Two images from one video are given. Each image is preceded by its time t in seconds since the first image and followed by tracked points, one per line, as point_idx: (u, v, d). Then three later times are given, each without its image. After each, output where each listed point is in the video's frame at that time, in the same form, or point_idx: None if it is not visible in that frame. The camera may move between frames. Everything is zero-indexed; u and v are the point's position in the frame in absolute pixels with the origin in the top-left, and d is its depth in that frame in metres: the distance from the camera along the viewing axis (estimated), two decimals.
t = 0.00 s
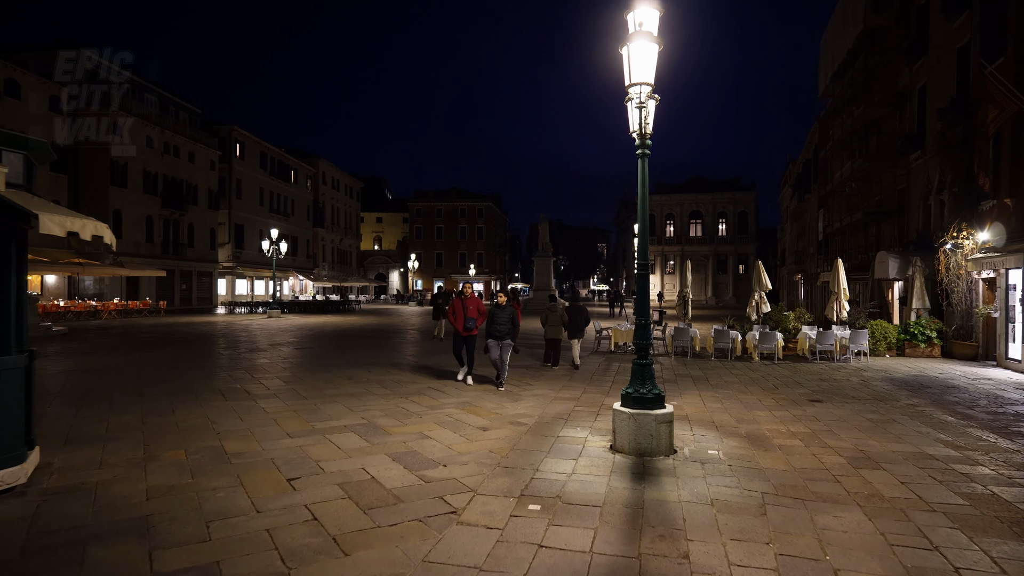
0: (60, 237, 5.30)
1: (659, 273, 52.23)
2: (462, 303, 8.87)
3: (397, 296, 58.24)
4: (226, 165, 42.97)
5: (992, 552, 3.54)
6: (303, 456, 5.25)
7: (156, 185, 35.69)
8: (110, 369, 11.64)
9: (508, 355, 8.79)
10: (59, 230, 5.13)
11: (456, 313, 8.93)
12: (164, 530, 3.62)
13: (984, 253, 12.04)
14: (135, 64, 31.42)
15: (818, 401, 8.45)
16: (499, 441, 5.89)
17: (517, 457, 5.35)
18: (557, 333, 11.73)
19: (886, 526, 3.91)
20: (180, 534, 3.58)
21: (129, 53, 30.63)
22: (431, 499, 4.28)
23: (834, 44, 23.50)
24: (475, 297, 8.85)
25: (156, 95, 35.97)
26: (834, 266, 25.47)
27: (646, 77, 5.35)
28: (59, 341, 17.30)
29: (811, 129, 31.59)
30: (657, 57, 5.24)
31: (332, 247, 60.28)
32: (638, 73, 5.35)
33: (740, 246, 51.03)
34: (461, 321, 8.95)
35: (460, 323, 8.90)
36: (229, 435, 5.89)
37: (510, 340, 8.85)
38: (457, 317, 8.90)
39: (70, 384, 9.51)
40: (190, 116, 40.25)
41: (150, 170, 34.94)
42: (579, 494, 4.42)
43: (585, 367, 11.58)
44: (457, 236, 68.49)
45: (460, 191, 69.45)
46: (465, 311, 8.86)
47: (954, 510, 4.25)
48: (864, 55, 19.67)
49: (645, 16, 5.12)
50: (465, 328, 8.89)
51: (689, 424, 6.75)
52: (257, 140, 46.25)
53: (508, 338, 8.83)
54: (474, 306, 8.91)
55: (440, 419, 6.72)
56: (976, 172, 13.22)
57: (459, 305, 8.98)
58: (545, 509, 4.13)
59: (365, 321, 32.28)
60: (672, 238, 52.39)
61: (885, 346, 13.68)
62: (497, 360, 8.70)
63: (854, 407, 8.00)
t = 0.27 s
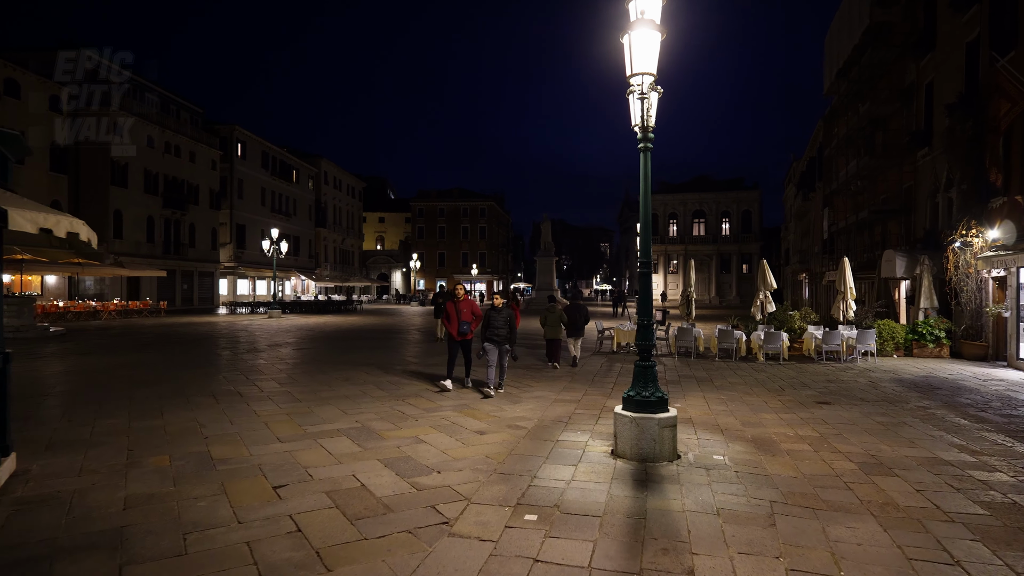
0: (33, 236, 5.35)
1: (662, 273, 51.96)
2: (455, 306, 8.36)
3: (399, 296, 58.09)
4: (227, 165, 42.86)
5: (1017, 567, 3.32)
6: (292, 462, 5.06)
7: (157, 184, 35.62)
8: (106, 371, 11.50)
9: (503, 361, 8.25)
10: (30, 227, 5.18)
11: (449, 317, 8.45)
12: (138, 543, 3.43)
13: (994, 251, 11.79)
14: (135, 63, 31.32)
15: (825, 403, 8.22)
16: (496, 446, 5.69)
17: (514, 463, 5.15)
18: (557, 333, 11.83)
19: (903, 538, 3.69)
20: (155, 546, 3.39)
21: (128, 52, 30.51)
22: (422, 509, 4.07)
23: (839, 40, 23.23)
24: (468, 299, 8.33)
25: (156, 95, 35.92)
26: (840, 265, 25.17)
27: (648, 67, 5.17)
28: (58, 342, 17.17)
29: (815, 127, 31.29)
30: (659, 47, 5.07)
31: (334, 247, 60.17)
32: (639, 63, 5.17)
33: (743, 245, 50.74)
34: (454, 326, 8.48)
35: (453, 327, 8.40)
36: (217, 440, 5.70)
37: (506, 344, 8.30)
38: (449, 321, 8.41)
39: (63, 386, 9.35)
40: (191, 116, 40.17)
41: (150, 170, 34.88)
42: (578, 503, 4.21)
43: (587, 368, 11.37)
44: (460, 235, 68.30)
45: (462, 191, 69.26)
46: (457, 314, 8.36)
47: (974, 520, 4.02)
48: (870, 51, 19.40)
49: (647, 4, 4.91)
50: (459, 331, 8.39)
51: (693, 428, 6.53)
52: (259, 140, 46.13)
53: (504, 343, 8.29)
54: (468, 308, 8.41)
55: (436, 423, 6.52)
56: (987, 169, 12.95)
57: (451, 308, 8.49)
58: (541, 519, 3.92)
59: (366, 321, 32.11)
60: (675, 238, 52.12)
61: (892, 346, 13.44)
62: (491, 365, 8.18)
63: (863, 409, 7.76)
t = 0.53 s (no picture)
0: None
1: (666, 273, 51.68)
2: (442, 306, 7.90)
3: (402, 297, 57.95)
4: (229, 165, 42.77)
5: None
6: (278, 468, 4.85)
7: (158, 185, 35.56)
8: (102, 372, 11.35)
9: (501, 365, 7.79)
10: None
11: (436, 317, 8.03)
12: (105, 558, 3.23)
13: (1004, 249, 11.53)
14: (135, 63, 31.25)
15: (833, 407, 7.99)
16: (492, 452, 5.47)
17: (510, 471, 4.93)
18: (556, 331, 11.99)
19: (920, 553, 3.46)
20: (124, 561, 3.19)
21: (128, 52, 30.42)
22: (411, 521, 3.86)
23: (845, 37, 22.95)
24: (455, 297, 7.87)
25: (157, 95, 35.93)
26: (846, 264, 24.91)
27: (648, 55, 4.97)
28: (57, 342, 17.05)
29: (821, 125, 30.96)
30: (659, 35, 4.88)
31: (337, 247, 60.08)
32: (639, 51, 4.97)
33: (747, 245, 50.42)
34: (443, 326, 8.08)
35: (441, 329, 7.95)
36: (204, 444, 5.51)
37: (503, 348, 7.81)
38: (436, 322, 7.97)
39: (55, 388, 9.19)
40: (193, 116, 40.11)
41: (151, 170, 34.81)
42: (574, 514, 3.99)
43: (588, 369, 11.15)
44: (463, 236, 68.10)
45: (465, 191, 69.09)
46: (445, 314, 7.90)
47: (996, 533, 3.78)
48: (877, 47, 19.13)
49: None
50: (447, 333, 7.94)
51: (697, 432, 6.31)
52: (261, 140, 46.01)
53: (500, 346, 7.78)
54: (457, 307, 7.95)
55: (431, 427, 6.30)
56: (1001, 165, 12.66)
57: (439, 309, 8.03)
58: (536, 532, 3.71)
59: (367, 322, 31.93)
60: (678, 237, 51.84)
61: (900, 346, 13.18)
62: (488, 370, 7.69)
63: (873, 412, 7.52)
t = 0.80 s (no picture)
0: None
1: (668, 272, 51.43)
2: (429, 305, 7.30)
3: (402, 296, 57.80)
4: (229, 164, 42.61)
5: None
6: (262, 476, 4.65)
7: (158, 184, 35.40)
8: (93, 373, 11.17)
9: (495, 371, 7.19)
10: None
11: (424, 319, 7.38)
12: None
13: (1013, 248, 11.29)
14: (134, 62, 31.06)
15: (839, 410, 7.78)
16: (486, 458, 5.27)
17: (503, 479, 4.73)
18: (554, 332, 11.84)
19: (939, 572, 3.24)
20: None
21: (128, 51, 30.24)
22: (397, 534, 3.66)
23: (849, 34, 22.70)
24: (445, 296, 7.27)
25: (157, 94, 35.79)
26: (849, 263, 24.66)
27: (648, 44, 4.79)
28: (52, 342, 16.89)
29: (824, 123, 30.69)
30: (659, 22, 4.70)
31: (338, 246, 59.92)
32: (639, 40, 4.79)
33: (750, 244, 50.14)
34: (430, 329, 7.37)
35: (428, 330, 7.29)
36: (187, 449, 5.31)
37: (497, 352, 7.22)
38: (423, 323, 7.33)
39: (42, 390, 8.98)
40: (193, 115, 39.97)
41: (151, 169, 34.66)
42: (569, 527, 3.78)
43: (588, 371, 10.92)
44: (464, 235, 67.90)
45: (467, 190, 68.90)
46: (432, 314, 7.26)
47: (1018, 549, 3.55)
48: (883, 44, 18.89)
49: None
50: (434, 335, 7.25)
51: (698, 437, 6.09)
52: (261, 139, 45.82)
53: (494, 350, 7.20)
54: (445, 308, 7.34)
55: (424, 432, 6.10)
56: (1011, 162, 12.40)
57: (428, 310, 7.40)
58: (528, 547, 3.50)
59: (368, 321, 31.75)
60: (681, 236, 51.59)
61: (906, 347, 12.95)
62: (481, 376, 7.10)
63: (880, 416, 7.30)
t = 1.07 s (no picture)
0: None
1: (670, 272, 51.17)
2: (417, 305, 6.78)
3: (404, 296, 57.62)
4: (230, 163, 42.46)
5: None
6: (245, 480, 4.44)
7: (158, 183, 35.28)
8: (85, 372, 11.01)
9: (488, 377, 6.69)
10: None
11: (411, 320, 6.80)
12: None
13: (1023, 246, 11.05)
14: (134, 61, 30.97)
15: (846, 412, 7.55)
16: (481, 462, 5.06)
17: (497, 484, 4.52)
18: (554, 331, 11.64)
19: None
20: None
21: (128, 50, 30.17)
22: (382, 545, 3.44)
23: (854, 31, 22.44)
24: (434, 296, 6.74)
25: (158, 93, 35.68)
26: (854, 263, 24.38)
27: (650, 28, 4.64)
28: (48, 341, 16.75)
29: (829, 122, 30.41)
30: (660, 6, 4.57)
31: (340, 246, 59.76)
32: (640, 24, 4.65)
33: (753, 244, 49.84)
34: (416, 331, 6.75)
35: (413, 331, 6.73)
36: (169, 452, 5.11)
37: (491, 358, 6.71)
38: (409, 324, 6.78)
39: (30, 390, 8.79)
40: (194, 114, 39.84)
41: (152, 168, 34.53)
42: (565, 537, 3.57)
43: (589, 372, 10.70)
44: (466, 235, 67.69)
45: (469, 189, 68.71)
46: (419, 314, 6.73)
47: None
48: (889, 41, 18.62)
49: None
50: (418, 337, 6.66)
51: (702, 440, 5.87)
52: (262, 138, 45.67)
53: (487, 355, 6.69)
54: (434, 308, 6.79)
55: (417, 434, 5.89)
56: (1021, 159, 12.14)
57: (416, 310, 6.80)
58: (521, 559, 3.28)
59: (368, 321, 31.55)
60: (683, 236, 51.32)
61: (913, 348, 12.70)
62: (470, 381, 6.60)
63: (889, 419, 7.06)
